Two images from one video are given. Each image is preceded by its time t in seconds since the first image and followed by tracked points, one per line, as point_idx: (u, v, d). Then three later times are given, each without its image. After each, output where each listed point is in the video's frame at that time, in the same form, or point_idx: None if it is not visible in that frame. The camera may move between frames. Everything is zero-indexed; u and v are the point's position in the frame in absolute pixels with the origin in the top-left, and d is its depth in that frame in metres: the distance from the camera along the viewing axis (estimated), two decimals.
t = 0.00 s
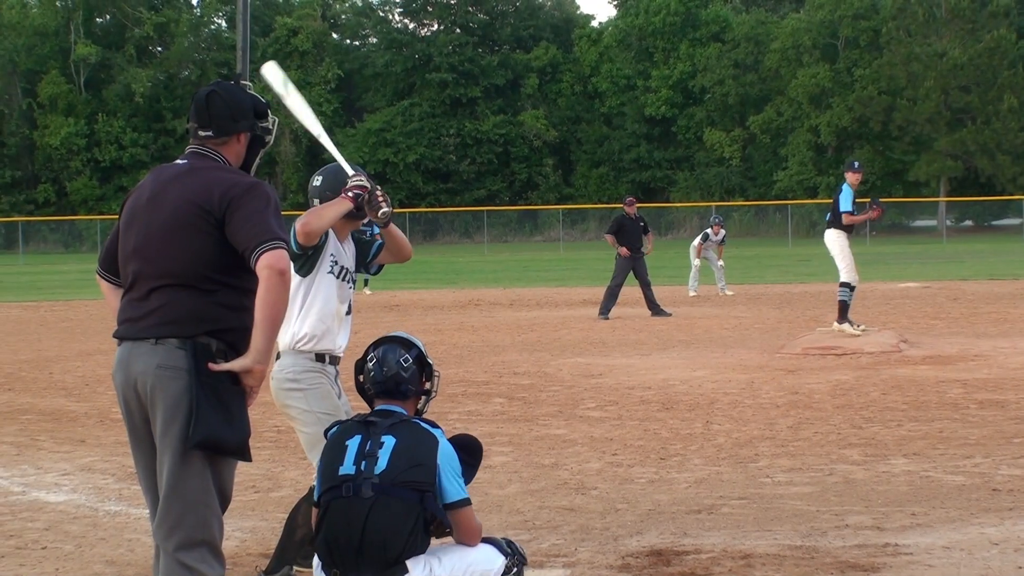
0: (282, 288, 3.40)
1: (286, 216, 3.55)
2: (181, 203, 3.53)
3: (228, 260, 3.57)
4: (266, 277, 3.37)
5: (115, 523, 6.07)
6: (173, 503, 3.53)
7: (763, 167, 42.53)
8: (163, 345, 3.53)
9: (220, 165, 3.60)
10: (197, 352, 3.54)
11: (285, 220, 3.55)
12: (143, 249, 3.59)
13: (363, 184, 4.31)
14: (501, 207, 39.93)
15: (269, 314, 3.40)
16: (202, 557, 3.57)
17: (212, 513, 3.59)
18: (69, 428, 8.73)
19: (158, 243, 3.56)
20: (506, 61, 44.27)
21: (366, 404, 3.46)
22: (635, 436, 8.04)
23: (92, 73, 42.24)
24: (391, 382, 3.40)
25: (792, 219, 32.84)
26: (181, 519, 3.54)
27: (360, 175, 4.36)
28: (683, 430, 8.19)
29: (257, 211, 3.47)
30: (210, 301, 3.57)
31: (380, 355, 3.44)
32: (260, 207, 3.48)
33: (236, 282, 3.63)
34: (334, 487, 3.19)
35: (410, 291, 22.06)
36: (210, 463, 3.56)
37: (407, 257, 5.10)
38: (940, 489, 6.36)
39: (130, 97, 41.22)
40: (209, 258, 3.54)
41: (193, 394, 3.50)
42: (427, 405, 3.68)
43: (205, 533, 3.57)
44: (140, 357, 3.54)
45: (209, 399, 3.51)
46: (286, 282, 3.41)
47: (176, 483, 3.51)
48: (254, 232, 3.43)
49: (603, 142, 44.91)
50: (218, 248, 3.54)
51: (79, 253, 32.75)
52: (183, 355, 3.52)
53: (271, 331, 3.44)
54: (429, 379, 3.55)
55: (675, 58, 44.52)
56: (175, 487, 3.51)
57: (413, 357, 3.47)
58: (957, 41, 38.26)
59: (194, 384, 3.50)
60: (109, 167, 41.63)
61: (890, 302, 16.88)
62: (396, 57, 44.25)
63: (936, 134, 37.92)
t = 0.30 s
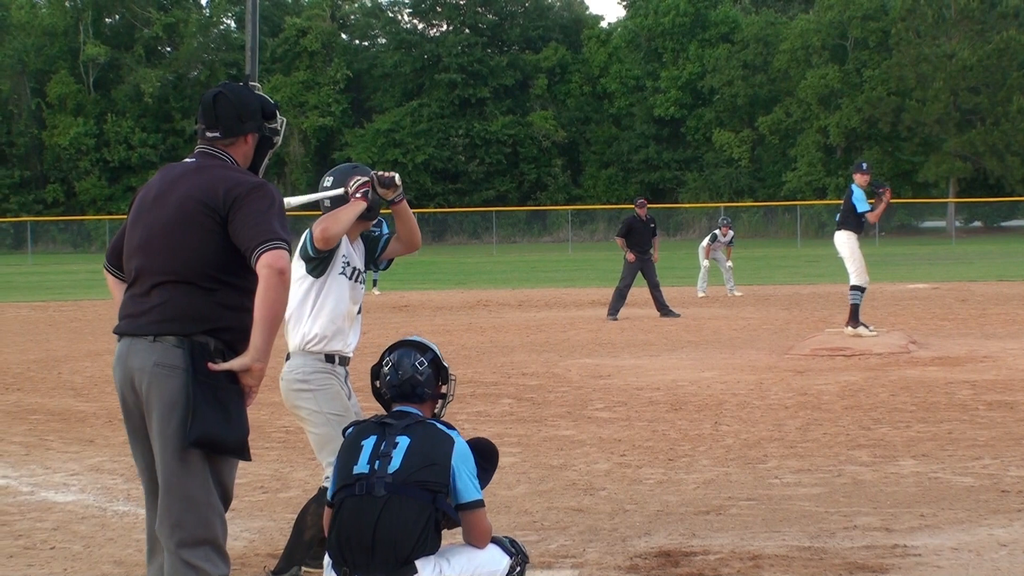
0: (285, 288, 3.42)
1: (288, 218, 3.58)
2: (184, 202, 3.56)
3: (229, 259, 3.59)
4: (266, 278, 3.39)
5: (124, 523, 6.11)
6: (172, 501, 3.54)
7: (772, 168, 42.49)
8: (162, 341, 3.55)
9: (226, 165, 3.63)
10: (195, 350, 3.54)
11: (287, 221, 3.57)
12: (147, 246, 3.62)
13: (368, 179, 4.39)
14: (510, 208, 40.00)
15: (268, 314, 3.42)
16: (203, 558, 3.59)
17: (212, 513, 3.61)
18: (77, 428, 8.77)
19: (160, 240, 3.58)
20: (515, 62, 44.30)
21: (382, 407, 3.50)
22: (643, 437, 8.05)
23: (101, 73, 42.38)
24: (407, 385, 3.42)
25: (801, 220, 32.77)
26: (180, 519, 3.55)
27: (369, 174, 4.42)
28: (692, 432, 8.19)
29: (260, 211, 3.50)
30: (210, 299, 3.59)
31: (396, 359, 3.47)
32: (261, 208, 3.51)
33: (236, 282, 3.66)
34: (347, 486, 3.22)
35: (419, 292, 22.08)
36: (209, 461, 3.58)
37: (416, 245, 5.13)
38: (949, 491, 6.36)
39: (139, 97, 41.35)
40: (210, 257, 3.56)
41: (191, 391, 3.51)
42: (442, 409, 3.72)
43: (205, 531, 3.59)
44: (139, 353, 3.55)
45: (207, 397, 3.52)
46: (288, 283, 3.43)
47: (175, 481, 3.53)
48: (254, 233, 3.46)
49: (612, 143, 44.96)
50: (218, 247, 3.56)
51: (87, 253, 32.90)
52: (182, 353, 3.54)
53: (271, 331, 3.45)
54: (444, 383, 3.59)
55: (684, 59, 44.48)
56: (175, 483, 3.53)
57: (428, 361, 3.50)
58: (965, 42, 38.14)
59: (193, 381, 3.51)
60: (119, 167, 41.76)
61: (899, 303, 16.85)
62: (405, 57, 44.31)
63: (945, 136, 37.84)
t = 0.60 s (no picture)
0: (259, 291, 3.44)
1: (274, 219, 3.58)
2: (174, 200, 3.59)
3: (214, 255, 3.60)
4: (244, 279, 3.42)
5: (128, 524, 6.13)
6: (154, 493, 3.57)
7: (777, 169, 42.39)
8: (143, 334, 3.56)
9: (221, 166, 3.64)
10: (175, 344, 3.56)
11: (273, 221, 3.58)
12: (137, 241, 3.65)
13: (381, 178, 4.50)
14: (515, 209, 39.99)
15: (255, 315, 3.46)
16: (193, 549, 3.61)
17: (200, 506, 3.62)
18: (81, 429, 8.79)
19: (149, 235, 3.61)
20: (519, 62, 44.31)
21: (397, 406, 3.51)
22: (647, 438, 8.05)
23: (105, 73, 42.46)
24: (425, 385, 3.43)
25: (806, 221, 32.68)
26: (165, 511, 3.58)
27: (377, 175, 4.51)
28: (696, 433, 8.19)
29: (243, 210, 3.51)
30: (192, 294, 3.61)
31: (413, 358, 3.47)
32: (243, 207, 3.52)
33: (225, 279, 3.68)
34: (366, 482, 3.23)
35: (423, 292, 22.06)
36: (193, 453, 3.59)
37: (419, 257, 5.17)
38: (954, 491, 6.36)
39: (143, 98, 41.44)
40: (192, 253, 3.57)
41: (168, 384, 3.52)
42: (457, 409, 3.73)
43: (196, 522, 3.62)
44: (121, 345, 3.57)
45: (185, 390, 3.52)
46: (263, 286, 3.44)
47: (156, 472, 3.55)
48: (235, 232, 3.48)
49: (617, 144, 44.97)
50: (203, 244, 3.58)
51: (92, 254, 32.98)
52: (160, 346, 3.55)
53: (266, 328, 3.53)
54: (461, 383, 3.60)
55: (689, 60, 44.43)
56: (155, 475, 3.55)
57: (446, 360, 3.51)
58: (969, 43, 38.06)
59: (169, 375, 3.53)
60: (123, 168, 41.86)
61: (905, 304, 16.81)
62: (409, 58, 44.33)
63: (950, 137, 37.79)
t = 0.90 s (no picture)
0: (246, 305, 3.48)
1: (275, 229, 3.62)
2: (178, 202, 3.62)
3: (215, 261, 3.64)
4: (233, 289, 3.46)
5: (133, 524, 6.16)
6: (145, 496, 3.57)
7: (782, 169, 42.37)
8: (144, 335, 3.59)
9: (226, 169, 3.68)
10: (175, 347, 3.58)
11: (274, 229, 3.61)
12: (141, 242, 3.68)
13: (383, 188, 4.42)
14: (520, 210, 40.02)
15: (242, 331, 3.49)
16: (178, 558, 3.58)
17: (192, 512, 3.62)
18: (87, 430, 8.82)
19: (152, 237, 3.64)
20: (525, 63, 44.33)
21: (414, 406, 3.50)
22: (652, 438, 8.07)
23: (111, 74, 42.52)
24: (444, 383, 3.44)
25: (811, 222, 32.64)
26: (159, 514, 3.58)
27: (381, 180, 4.45)
28: (701, 433, 8.20)
29: (245, 217, 3.55)
30: (191, 298, 3.64)
31: (432, 357, 3.48)
32: (245, 214, 3.56)
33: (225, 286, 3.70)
34: (384, 465, 3.28)
35: (428, 293, 22.12)
36: (187, 458, 3.59)
37: (424, 261, 5.20)
38: (959, 492, 6.37)
39: (149, 99, 41.50)
40: (195, 258, 3.61)
41: (166, 385, 3.54)
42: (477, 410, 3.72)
43: (188, 527, 3.61)
44: (123, 345, 3.59)
45: (183, 394, 3.54)
46: (251, 301, 3.48)
47: (148, 473, 3.56)
48: (237, 241, 3.52)
49: (622, 144, 45.03)
50: (205, 249, 3.62)
51: (97, 254, 33.05)
52: (160, 348, 3.58)
53: (249, 352, 3.54)
54: (482, 383, 3.58)
55: (694, 61, 44.45)
56: (146, 477, 3.56)
57: (465, 359, 3.50)
58: (975, 44, 38.02)
59: (168, 376, 3.55)
60: (128, 168, 41.87)
61: (910, 305, 16.81)
62: (415, 59, 44.39)
63: (955, 138, 37.82)
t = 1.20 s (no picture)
0: (235, 310, 3.46)
1: (269, 233, 3.60)
2: (175, 204, 3.61)
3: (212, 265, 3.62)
4: (223, 293, 3.45)
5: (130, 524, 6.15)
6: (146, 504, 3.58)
7: (780, 169, 42.41)
8: (141, 342, 3.58)
9: (223, 170, 3.66)
10: (172, 353, 3.58)
11: (269, 231, 3.59)
12: (138, 244, 3.66)
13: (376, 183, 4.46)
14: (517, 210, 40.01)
15: (231, 336, 3.49)
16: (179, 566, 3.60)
17: (195, 519, 3.62)
18: (84, 430, 8.80)
19: (149, 240, 3.63)
20: (523, 63, 44.36)
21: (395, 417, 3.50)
22: (648, 438, 8.06)
23: (108, 74, 42.47)
24: (424, 393, 3.45)
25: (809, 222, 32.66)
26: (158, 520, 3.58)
27: (376, 176, 4.49)
28: (698, 433, 8.20)
29: (241, 219, 3.53)
30: (188, 303, 3.63)
31: (413, 368, 3.50)
32: (238, 219, 3.54)
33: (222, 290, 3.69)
34: (364, 464, 3.33)
35: (426, 293, 22.12)
36: (185, 466, 3.59)
37: (423, 253, 5.20)
38: (956, 492, 6.37)
39: (146, 99, 41.46)
40: (191, 262, 3.60)
41: (165, 394, 3.54)
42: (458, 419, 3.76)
43: (185, 532, 3.61)
44: (120, 351, 3.59)
45: (181, 400, 3.54)
46: (241, 306, 3.47)
47: (148, 483, 3.56)
48: (229, 246, 3.50)
49: (620, 144, 45.05)
50: (201, 254, 3.60)
51: (95, 254, 33.04)
52: (158, 354, 3.57)
53: (239, 356, 3.53)
54: (461, 394, 3.62)
55: (692, 60, 44.45)
56: (147, 485, 3.57)
57: (445, 371, 3.52)
58: (973, 44, 37.95)
59: (166, 384, 3.55)
60: (126, 168, 41.85)
61: (908, 305, 16.83)
62: (412, 59, 44.37)
63: (952, 137, 37.88)
